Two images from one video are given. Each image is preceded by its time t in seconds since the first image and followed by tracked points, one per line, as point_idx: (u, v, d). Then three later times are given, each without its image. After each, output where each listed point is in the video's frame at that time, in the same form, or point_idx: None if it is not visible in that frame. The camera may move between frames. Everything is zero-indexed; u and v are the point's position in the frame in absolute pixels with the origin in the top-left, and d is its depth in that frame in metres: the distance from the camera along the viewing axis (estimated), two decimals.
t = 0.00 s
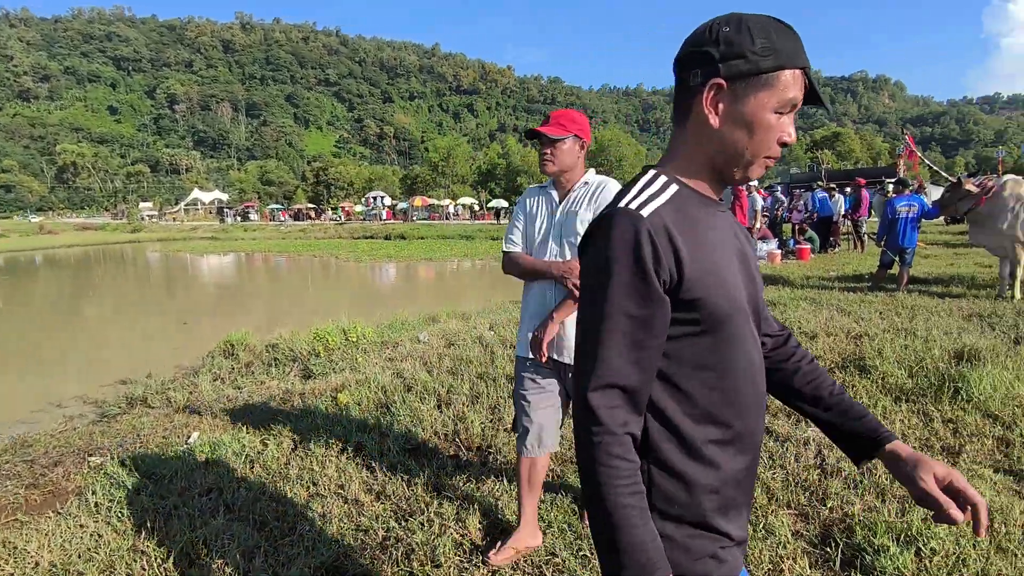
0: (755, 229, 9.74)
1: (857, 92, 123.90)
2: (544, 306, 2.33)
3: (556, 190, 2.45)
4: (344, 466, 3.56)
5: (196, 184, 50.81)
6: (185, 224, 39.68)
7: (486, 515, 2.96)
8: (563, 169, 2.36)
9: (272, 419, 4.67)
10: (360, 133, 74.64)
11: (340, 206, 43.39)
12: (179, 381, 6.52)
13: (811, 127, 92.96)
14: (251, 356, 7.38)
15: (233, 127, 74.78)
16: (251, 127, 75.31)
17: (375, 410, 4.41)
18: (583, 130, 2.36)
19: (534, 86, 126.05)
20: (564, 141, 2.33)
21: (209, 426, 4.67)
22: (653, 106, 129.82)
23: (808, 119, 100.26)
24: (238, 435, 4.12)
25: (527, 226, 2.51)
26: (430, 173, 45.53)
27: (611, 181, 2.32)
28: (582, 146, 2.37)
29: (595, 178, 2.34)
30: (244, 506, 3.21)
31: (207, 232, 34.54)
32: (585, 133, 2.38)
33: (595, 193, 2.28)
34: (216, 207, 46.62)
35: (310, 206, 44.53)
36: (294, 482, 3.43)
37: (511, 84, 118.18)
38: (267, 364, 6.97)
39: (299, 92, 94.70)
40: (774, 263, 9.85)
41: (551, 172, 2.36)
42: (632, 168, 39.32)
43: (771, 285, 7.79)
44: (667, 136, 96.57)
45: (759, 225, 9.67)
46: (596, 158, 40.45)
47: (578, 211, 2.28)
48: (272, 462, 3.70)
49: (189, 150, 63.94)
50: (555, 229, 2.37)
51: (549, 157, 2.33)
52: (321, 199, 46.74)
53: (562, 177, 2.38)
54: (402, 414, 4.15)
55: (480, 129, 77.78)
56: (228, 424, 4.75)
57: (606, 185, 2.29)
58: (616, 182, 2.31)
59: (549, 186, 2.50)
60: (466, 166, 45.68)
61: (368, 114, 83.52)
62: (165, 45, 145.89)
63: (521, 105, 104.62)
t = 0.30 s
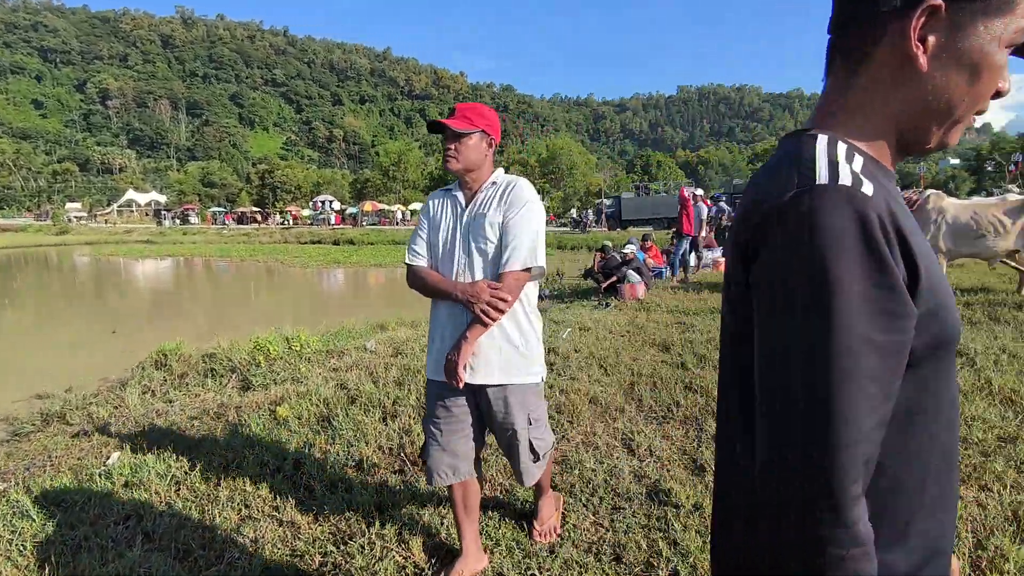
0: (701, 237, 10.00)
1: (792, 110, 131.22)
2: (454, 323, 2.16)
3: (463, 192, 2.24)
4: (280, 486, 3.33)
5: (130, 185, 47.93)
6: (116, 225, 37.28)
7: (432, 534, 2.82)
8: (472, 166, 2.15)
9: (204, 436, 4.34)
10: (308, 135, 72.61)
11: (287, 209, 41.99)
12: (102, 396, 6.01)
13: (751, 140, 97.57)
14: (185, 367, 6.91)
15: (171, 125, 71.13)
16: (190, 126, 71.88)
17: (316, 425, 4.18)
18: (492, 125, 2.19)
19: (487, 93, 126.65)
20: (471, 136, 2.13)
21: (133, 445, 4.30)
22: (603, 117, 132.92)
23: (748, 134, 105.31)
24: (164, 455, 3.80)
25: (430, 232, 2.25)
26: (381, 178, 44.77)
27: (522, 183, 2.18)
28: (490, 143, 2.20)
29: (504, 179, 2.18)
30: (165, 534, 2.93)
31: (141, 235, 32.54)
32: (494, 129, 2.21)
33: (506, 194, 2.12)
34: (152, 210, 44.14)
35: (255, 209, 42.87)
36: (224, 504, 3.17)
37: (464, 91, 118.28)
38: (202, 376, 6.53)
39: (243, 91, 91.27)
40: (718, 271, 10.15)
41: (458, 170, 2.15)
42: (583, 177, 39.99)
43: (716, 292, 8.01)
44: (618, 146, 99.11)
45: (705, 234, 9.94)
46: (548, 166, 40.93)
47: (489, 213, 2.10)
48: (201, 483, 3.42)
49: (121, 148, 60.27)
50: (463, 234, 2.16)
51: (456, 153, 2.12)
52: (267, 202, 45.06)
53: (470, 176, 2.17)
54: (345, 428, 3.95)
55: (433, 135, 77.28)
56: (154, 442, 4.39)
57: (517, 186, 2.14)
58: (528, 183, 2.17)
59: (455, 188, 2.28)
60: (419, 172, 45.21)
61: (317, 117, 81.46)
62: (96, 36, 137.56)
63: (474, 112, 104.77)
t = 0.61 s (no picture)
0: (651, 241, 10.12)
1: (734, 120, 137.14)
2: (354, 343, 1.88)
3: (362, 191, 1.96)
4: (199, 514, 3.01)
5: (55, 183, 44.66)
6: (39, 226, 34.60)
7: (364, 561, 2.60)
8: (369, 162, 1.89)
9: (118, 458, 3.93)
10: (254, 135, 69.92)
11: (230, 211, 40.19)
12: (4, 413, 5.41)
13: (697, 148, 101.26)
14: (105, 380, 6.34)
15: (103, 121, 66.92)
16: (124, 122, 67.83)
17: (245, 442, 3.85)
18: (392, 113, 1.92)
19: (441, 96, 125.96)
20: (366, 125, 1.86)
21: (33, 470, 3.84)
22: (556, 122, 134.63)
23: (694, 141, 109.24)
24: (66, 482, 3.39)
25: (324, 237, 1.96)
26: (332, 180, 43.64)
27: (430, 179, 1.91)
28: (392, 133, 1.93)
29: (409, 175, 1.91)
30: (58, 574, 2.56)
31: (66, 236, 30.29)
32: (395, 118, 1.94)
33: (410, 193, 1.85)
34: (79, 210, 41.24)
35: (195, 210, 40.81)
36: (132, 538, 2.83)
37: (417, 94, 117.21)
38: (123, 389, 6.01)
39: (183, 87, 87.06)
40: (667, 275, 10.30)
41: (353, 165, 1.87)
42: (536, 182, 40.19)
43: (664, 296, 8.11)
44: (570, 151, 100.57)
45: (654, 238, 10.05)
46: (502, 170, 41.01)
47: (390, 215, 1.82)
48: (105, 514, 3.05)
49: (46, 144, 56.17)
50: (361, 239, 1.88)
51: (347, 145, 1.84)
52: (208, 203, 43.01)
53: (368, 173, 1.90)
54: (276, 444, 3.65)
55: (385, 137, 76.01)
56: (58, 466, 3.94)
57: (422, 183, 1.87)
58: (435, 179, 1.91)
59: (353, 185, 2.00)
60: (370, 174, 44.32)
61: (263, 115, 78.66)
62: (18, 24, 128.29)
63: (428, 114, 103.90)
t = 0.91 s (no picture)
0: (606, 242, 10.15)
1: (688, 123, 141.13)
2: (231, 397, 1.41)
3: (255, 200, 1.49)
4: (112, 549, 2.72)
5: None
6: None
7: None
8: (261, 162, 1.41)
9: (27, 483, 3.56)
10: (201, 130, 67.13)
11: (175, 209, 38.40)
12: None
13: (652, 149, 103.60)
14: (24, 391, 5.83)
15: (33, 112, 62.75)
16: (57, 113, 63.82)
17: (173, 461, 3.55)
18: (300, 105, 1.45)
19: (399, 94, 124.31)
20: (262, 117, 1.39)
21: None
22: (515, 122, 134.97)
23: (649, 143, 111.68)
24: None
25: (201, 255, 1.49)
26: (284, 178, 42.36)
27: (342, 187, 1.44)
28: (297, 130, 1.46)
29: (314, 183, 1.43)
30: None
31: None
32: (306, 113, 1.49)
33: (309, 201, 1.37)
34: (6, 207, 38.48)
35: (137, 207, 38.75)
36: None
37: (374, 92, 115.30)
38: (43, 401, 5.53)
39: (124, 79, 82.72)
40: (623, 275, 10.37)
41: (240, 166, 1.40)
42: (495, 181, 40.15)
43: (619, 297, 8.12)
44: (529, 150, 101.06)
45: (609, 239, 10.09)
46: (460, 170, 40.78)
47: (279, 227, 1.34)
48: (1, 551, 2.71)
49: None
50: (240, 260, 1.39)
51: (234, 139, 1.37)
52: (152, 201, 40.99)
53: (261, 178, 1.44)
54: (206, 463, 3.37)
55: (340, 135, 74.22)
56: None
57: (329, 191, 1.40)
58: (348, 187, 1.43)
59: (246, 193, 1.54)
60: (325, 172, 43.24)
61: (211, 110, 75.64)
62: None
63: (385, 112, 102.16)
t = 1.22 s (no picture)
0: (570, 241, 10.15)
1: (650, 124, 143.73)
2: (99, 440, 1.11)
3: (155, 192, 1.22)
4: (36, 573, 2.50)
5: None
6: None
7: None
8: (164, 139, 1.12)
9: None
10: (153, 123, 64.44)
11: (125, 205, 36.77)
12: None
13: (616, 149, 104.99)
14: None
15: None
16: None
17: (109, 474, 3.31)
18: (218, 72, 1.17)
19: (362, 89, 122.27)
20: (165, 82, 1.11)
21: None
22: (481, 120, 134.75)
23: (613, 142, 113.26)
24: None
25: (83, 255, 1.22)
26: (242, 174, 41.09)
27: (267, 187, 1.15)
28: (214, 102, 1.18)
29: (225, 176, 1.16)
30: None
31: None
32: (227, 80, 1.21)
33: (215, 201, 1.09)
34: None
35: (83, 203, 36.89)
36: None
37: (336, 87, 113.02)
38: None
39: (68, 68, 78.61)
40: (586, 274, 10.41)
41: (133, 147, 1.12)
42: (460, 179, 39.92)
43: (583, 296, 8.13)
44: (494, 148, 100.88)
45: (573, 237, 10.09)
46: (424, 167, 40.39)
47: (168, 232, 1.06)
48: None
49: None
50: (121, 269, 1.11)
51: (123, 110, 1.08)
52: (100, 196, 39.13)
53: (162, 164, 1.17)
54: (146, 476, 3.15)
55: (300, 130, 72.36)
56: None
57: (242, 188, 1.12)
58: (269, 183, 1.15)
59: (146, 183, 1.27)
60: (285, 168, 42.12)
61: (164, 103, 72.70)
62: None
63: (347, 108, 100.22)
